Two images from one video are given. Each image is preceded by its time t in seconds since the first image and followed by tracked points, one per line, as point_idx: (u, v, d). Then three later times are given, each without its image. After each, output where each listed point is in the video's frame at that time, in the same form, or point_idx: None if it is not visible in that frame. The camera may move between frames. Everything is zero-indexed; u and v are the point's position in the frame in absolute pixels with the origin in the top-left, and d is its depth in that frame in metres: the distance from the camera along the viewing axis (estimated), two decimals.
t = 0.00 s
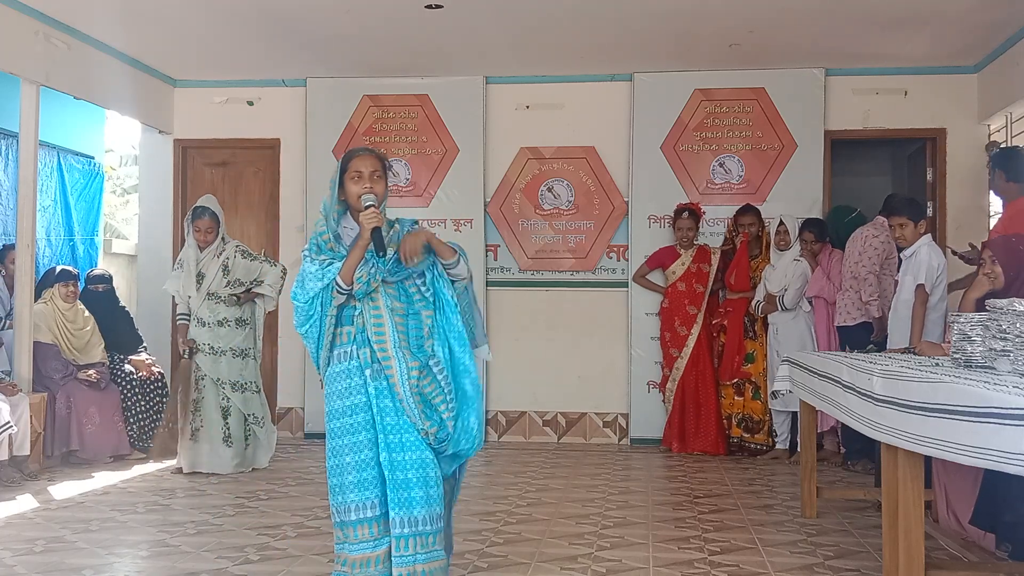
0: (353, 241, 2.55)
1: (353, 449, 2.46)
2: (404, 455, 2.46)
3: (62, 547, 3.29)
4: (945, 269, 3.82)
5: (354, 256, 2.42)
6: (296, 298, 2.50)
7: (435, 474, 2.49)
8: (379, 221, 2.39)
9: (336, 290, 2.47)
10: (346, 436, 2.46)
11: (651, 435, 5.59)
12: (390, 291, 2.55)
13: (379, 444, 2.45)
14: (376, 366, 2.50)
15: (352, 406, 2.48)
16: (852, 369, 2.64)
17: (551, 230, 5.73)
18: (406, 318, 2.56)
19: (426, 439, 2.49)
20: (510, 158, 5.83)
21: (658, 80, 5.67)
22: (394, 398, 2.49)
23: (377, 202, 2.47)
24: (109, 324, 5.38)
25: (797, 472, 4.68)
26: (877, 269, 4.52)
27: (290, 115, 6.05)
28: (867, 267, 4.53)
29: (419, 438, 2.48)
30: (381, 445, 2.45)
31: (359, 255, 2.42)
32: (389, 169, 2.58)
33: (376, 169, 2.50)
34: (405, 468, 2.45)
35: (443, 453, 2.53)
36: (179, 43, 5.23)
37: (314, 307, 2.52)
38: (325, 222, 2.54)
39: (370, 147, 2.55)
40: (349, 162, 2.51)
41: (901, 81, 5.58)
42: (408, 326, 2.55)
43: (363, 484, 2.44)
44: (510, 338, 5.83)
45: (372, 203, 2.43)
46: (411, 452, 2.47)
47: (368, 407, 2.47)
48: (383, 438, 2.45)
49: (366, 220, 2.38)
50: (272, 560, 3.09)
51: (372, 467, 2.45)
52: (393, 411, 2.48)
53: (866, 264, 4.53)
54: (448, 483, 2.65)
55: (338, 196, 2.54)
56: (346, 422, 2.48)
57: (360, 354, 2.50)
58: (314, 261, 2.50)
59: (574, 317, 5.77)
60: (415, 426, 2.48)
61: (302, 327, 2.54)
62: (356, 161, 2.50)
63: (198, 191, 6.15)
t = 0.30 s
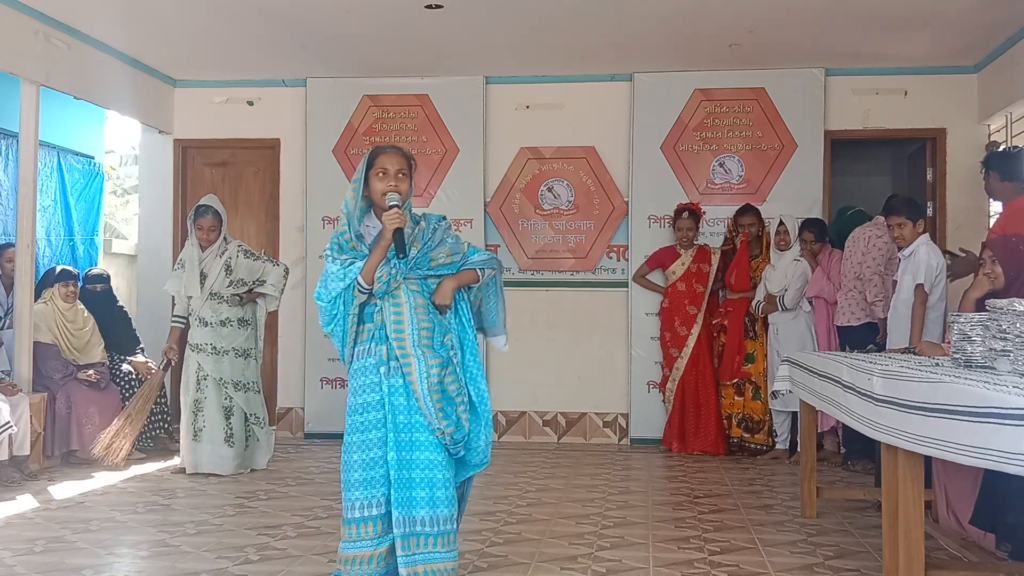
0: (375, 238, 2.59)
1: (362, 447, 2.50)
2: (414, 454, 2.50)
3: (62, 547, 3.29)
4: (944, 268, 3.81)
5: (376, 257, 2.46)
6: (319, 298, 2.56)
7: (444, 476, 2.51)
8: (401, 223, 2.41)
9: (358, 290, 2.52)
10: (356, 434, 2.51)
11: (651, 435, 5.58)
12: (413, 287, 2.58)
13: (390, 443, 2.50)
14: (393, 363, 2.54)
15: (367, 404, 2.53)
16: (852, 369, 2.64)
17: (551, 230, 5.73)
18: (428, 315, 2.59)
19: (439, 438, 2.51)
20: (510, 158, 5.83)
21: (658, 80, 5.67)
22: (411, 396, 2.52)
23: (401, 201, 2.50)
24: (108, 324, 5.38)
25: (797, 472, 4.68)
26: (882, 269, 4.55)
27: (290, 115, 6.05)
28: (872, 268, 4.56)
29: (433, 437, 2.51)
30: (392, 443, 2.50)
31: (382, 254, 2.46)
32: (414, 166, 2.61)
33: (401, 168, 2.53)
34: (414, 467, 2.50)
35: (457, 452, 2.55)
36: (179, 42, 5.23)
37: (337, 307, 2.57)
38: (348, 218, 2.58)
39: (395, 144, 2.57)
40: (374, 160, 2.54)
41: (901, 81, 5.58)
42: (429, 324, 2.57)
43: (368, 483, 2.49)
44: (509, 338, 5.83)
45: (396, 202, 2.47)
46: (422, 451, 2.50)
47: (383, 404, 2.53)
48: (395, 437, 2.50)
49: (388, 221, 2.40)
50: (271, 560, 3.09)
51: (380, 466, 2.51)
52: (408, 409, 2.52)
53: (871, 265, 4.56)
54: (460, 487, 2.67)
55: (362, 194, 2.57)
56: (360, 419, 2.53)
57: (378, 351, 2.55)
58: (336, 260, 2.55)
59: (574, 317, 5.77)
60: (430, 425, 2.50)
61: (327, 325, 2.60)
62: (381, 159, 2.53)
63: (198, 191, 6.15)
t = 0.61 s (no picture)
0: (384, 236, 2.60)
1: (365, 445, 2.52)
2: (415, 452, 2.50)
3: (62, 547, 3.29)
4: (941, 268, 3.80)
5: (386, 254, 2.46)
6: (327, 293, 2.58)
7: (446, 474, 2.50)
8: (413, 223, 2.40)
9: (364, 287, 2.53)
10: (359, 433, 2.53)
11: (652, 435, 5.58)
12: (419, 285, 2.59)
13: (391, 441, 2.50)
14: (394, 361, 2.54)
15: (369, 402, 2.54)
16: (852, 369, 2.64)
17: (551, 230, 5.73)
18: (432, 313, 2.59)
19: (440, 437, 2.50)
20: (510, 158, 5.83)
21: (658, 80, 5.67)
22: (413, 393, 2.51)
23: (412, 201, 2.51)
24: (108, 324, 5.38)
25: (797, 472, 4.68)
26: (878, 270, 4.54)
27: (290, 115, 6.05)
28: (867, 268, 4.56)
29: (435, 435, 2.50)
30: (393, 442, 2.50)
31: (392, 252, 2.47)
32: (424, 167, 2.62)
33: (413, 168, 2.54)
34: (417, 466, 2.49)
35: (459, 450, 2.54)
36: (179, 42, 5.23)
37: (343, 303, 2.59)
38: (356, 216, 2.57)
39: (407, 144, 2.59)
40: (386, 159, 2.55)
41: (901, 81, 5.58)
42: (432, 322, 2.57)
43: (372, 481, 2.50)
44: (510, 338, 5.83)
45: (408, 202, 2.48)
46: (424, 449, 2.50)
47: (384, 402, 2.53)
48: (396, 435, 2.50)
49: (401, 221, 2.39)
50: (271, 560, 3.09)
51: (383, 464, 2.51)
52: (409, 407, 2.51)
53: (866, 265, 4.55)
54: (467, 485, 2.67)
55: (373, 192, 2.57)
56: (363, 417, 2.54)
57: (379, 348, 2.56)
58: (344, 256, 2.56)
59: (574, 318, 5.77)
60: (431, 424, 2.49)
61: (332, 320, 2.63)
62: (393, 158, 2.54)
63: (198, 191, 6.15)
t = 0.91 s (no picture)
0: (382, 239, 2.60)
1: (362, 448, 2.52)
2: (411, 455, 2.50)
3: (63, 547, 3.29)
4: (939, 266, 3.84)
5: (385, 257, 2.47)
6: (324, 297, 2.59)
7: (441, 477, 2.50)
8: (413, 228, 2.40)
9: (362, 291, 2.55)
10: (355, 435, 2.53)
11: (651, 435, 5.58)
12: (414, 289, 2.59)
13: (387, 444, 2.50)
14: (390, 364, 2.54)
15: (365, 405, 2.54)
16: (852, 369, 2.64)
17: (551, 230, 5.73)
18: (428, 315, 2.59)
19: (436, 439, 2.50)
20: (510, 158, 5.83)
21: (658, 80, 5.67)
22: (409, 396, 2.52)
23: (412, 206, 2.51)
24: (108, 324, 5.38)
25: (797, 472, 4.68)
26: (868, 269, 4.51)
27: (290, 115, 6.05)
28: (858, 268, 4.53)
29: (431, 438, 2.50)
30: (389, 444, 2.50)
31: (391, 256, 2.48)
32: (423, 170, 2.62)
33: (412, 172, 2.54)
34: (413, 468, 2.50)
35: (455, 452, 2.54)
36: (179, 42, 5.23)
37: (341, 306, 2.61)
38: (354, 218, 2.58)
39: (407, 147, 2.58)
40: (385, 161, 2.54)
41: (902, 81, 5.58)
42: (428, 324, 2.58)
43: (369, 483, 2.51)
44: (510, 338, 5.83)
45: (408, 207, 2.48)
46: (419, 451, 2.50)
47: (380, 405, 2.53)
48: (391, 437, 2.50)
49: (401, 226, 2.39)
50: (271, 560, 3.09)
51: (379, 467, 2.52)
52: (404, 409, 2.52)
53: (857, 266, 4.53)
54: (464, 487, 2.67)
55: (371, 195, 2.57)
56: (359, 420, 2.54)
57: (375, 351, 2.56)
58: (342, 259, 2.57)
59: (574, 317, 5.77)
60: (427, 426, 2.50)
61: (329, 324, 2.64)
62: (392, 161, 2.53)
63: (198, 191, 6.15)
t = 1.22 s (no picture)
0: (381, 240, 2.60)
1: (363, 449, 2.52)
2: (411, 455, 2.50)
3: (62, 547, 3.29)
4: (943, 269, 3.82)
5: (383, 259, 2.48)
6: (323, 300, 2.59)
7: (441, 477, 2.50)
8: (412, 230, 2.42)
9: (361, 293, 2.55)
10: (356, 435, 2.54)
11: (651, 435, 5.59)
12: (412, 289, 2.58)
13: (386, 444, 2.50)
14: (390, 364, 2.54)
15: (366, 406, 2.55)
16: (852, 369, 2.65)
17: (551, 230, 5.73)
18: (426, 315, 2.59)
19: (436, 439, 2.50)
20: (510, 158, 5.83)
21: (659, 80, 5.67)
22: (408, 396, 2.52)
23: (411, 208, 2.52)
24: (107, 324, 5.38)
25: (797, 472, 4.68)
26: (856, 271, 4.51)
27: (290, 115, 6.05)
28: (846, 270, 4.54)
29: (431, 438, 2.50)
30: (389, 445, 2.50)
31: (389, 257, 2.49)
32: (422, 171, 2.62)
33: (411, 174, 2.54)
34: (413, 468, 2.50)
35: (456, 452, 2.54)
36: (178, 42, 5.23)
37: (340, 309, 2.61)
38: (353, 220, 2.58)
39: (407, 148, 2.57)
40: (384, 163, 2.53)
41: (902, 81, 5.58)
42: (427, 324, 2.57)
43: (370, 484, 2.51)
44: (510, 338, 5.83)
45: (407, 209, 2.49)
46: (419, 451, 2.50)
47: (380, 405, 2.53)
48: (391, 438, 2.50)
49: (400, 228, 2.40)
50: (272, 560, 3.09)
51: (379, 467, 2.52)
52: (404, 409, 2.52)
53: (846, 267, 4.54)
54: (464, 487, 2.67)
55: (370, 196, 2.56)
56: (359, 420, 2.55)
57: (375, 351, 2.56)
58: (340, 261, 2.57)
59: (574, 317, 5.77)
60: (427, 426, 2.50)
61: (329, 326, 2.64)
62: (391, 163, 2.52)
63: (198, 192, 6.15)
